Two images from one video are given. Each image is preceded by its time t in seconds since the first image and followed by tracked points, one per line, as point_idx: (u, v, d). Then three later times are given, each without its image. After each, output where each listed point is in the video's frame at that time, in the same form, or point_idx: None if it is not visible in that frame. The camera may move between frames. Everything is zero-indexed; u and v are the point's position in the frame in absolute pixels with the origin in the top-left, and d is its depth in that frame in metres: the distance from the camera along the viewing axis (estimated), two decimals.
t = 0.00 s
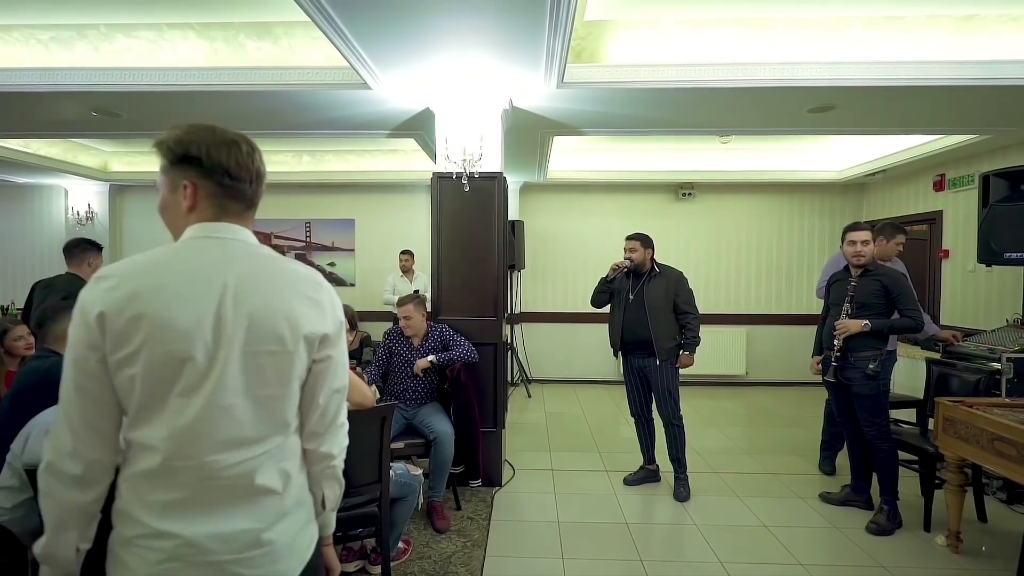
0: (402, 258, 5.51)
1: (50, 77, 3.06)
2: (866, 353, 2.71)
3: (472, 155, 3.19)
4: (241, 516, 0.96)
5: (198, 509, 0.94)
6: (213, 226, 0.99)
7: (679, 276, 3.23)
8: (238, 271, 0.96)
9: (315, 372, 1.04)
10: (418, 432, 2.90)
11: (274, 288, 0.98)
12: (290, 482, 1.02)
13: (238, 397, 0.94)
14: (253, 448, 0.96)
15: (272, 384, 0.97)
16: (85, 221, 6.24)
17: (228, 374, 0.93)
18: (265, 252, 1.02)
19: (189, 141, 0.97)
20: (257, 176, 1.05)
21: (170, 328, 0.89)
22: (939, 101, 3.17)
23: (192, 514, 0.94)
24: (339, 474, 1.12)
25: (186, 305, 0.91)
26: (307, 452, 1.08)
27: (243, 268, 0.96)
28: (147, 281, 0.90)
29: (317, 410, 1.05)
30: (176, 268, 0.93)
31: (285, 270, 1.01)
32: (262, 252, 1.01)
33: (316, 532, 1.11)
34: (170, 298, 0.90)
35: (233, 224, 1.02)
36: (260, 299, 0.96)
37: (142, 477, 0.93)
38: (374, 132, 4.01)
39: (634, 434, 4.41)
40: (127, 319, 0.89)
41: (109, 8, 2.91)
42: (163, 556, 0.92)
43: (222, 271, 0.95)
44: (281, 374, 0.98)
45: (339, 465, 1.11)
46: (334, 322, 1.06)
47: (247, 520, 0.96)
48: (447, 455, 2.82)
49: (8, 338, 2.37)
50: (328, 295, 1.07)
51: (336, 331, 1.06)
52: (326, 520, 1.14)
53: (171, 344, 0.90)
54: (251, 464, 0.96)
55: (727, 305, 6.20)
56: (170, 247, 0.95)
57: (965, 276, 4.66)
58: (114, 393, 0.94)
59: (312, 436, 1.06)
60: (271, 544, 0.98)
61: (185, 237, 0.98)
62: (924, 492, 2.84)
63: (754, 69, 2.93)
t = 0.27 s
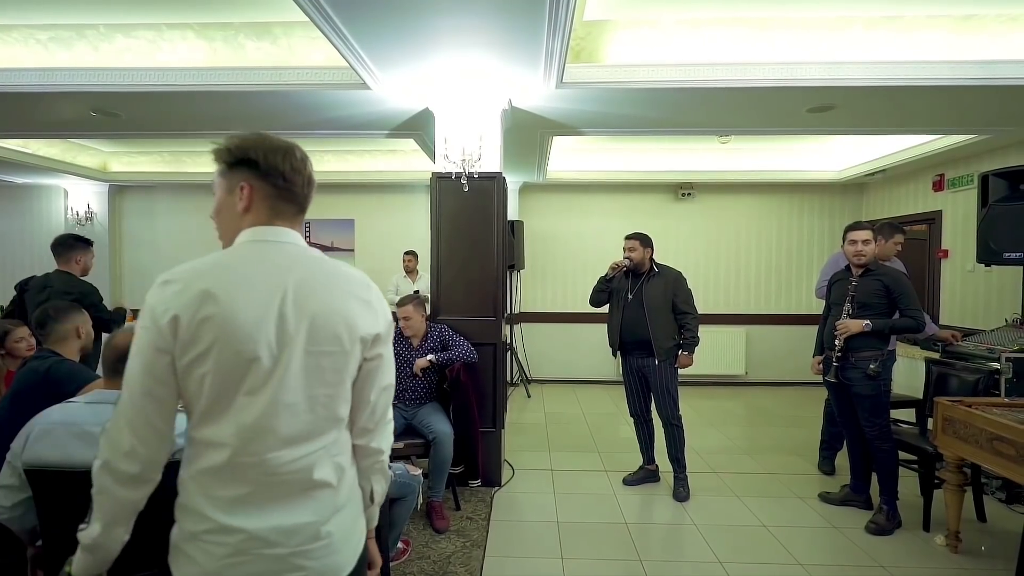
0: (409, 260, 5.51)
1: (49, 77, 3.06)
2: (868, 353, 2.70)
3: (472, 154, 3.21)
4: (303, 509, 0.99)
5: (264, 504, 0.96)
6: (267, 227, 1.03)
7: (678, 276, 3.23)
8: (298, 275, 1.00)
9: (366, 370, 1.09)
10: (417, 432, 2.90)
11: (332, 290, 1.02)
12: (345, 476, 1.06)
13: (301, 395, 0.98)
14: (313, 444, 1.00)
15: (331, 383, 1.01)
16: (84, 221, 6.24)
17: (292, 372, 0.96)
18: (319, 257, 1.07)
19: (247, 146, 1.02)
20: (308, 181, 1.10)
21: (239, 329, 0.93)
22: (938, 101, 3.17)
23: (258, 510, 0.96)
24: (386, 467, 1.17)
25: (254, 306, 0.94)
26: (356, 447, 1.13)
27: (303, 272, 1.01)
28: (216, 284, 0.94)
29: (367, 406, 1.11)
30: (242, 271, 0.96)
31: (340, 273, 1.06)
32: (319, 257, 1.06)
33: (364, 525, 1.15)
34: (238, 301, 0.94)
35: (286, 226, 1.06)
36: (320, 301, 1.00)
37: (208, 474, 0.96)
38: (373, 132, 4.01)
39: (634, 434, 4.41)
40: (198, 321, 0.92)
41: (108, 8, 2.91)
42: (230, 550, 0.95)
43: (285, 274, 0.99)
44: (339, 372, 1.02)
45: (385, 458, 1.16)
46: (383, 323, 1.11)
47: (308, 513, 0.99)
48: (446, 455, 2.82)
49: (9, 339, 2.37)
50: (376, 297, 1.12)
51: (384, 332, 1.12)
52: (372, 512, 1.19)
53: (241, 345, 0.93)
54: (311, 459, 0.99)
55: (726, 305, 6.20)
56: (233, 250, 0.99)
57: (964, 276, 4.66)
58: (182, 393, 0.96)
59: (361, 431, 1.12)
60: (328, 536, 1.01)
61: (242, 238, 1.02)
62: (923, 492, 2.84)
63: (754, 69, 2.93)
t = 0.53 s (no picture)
0: (415, 258, 5.47)
1: (48, 77, 3.06)
2: (869, 354, 2.71)
3: (471, 155, 3.21)
4: (345, 505, 1.01)
5: (307, 501, 0.98)
6: (308, 230, 1.05)
7: (677, 276, 3.23)
8: (343, 275, 1.01)
9: (403, 371, 1.11)
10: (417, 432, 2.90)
11: (374, 292, 1.04)
12: (382, 474, 1.08)
13: (345, 393, 0.99)
14: (355, 442, 1.02)
15: (373, 382, 1.03)
16: (84, 222, 6.24)
17: (337, 370, 0.98)
18: (360, 258, 1.08)
19: (279, 153, 1.03)
20: (341, 181, 1.11)
21: (288, 327, 0.94)
22: (936, 101, 3.17)
23: (302, 506, 0.98)
24: (418, 465, 1.20)
25: (303, 306, 0.96)
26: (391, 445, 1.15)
27: (347, 273, 1.02)
28: (265, 283, 0.95)
29: (404, 405, 1.13)
30: (290, 271, 0.98)
31: (379, 275, 1.08)
32: (360, 259, 1.08)
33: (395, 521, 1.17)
34: (287, 300, 0.95)
35: (325, 227, 1.07)
36: (364, 301, 1.02)
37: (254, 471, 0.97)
38: (373, 132, 4.01)
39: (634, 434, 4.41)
40: (249, 319, 0.93)
41: (107, 8, 2.91)
42: (276, 545, 0.97)
43: (330, 274, 1.00)
44: (380, 372, 1.04)
45: (418, 456, 1.18)
46: (419, 324, 1.13)
47: (350, 509, 1.01)
48: (445, 456, 2.82)
49: (11, 338, 2.37)
50: (412, 298, 1.14)
51: (421, 333, 1.13)
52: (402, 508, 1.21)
53: (289, 343, 0.94)
54: (354, 456, 1.01)
55: (726, 305, 6.20)
56: (277, 251, 1.00)
57: (963, 277, 4.66)
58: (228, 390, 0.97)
59: (397, 430, 1.14)
60: (367, 531, 1.03)
61: (284, 243, 1.03)
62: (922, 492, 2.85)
63: (753, 70, 2.93)
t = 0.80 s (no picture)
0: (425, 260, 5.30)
1: (47, 76, 3.06)
2: (872, 354, 2.71)
3: (470, 154, 3.24)
4: (351, 496, 1.02)
5: (314, 491, 0.99)
6: (322, 227, 1.06)
7: (676, 276, 3.23)
8: (354, 272, 1.03)
9: (409, 368, 1.13)
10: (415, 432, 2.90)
11: (383, 289, 1.06)
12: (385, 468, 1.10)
13: (354, 386, 1.01)
14: (361, 434, 1.03)
15: (381, 376, 1.05)
16: (83, 221, 6.24)
17: (347, 364, 1.00)
18: (370, 257, 1.10)
19: (298, 151, 1.05)
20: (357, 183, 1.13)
21: (301, 320, 0.96)
22: (935, 101, 3.18)
23: (308, 496, 0.99)
24: (419, 462, 1.21)
25: (316, 300, 0.98)
26: (394, 441, 1.16)
27: (358, 270, 1.04)
28: (278, 277, 0.97)
29: (408, 402, 1.15)
30: (304, 266, 0.99)
31: (389, 274, 1.10)
32: (370, 257, 1.10)
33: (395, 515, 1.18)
34: (301, 294, 0.97)
35: (338, 226, 1.09)
36: (374, 298, 1.04)
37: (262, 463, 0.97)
38: (372, 132, 4.01)
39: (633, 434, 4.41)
40: (263, 312, 0.95)
41: (106, 8, 2.91)
42: (281, 534, 0.97)
43: (341, 270, 1.02)
44: (388, 367, 1.06)
45: (420, 452, 1.20)
46: (425, 323, 1.15)
47: (354, 500, 1.03)
48: (444, 456, 2.81)
49: (10, 335, 2.36)
50: (418, 298, 1.16)
51: (426, 332, 1.15)
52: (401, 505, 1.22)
53: (301, 336, 0.96)
54: (360, 448, 1.03)
55: (725, 305, 6.20)
56: (290, 248, 1.02)
57: (962, 276, 4.67)
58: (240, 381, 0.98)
59: (400, 426, 1.15)
60: (370, 522, 1.05)
61: (297, 239, 1.04)
62: (921, 492, 2.85)
63: (752, 70, 2.93)
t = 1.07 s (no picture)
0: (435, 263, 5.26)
1: (47, 76, 3.06)
2: (875, 355, 2.70)
3: (469, 154, 3.23)
4: (345, 503, 1.02)
5: (308, 499, 0.99)
6: (308, 236, 1.06)
7: (675, 276, 3.23)
8: (342, 279, 1.04)
9: (401, 373, 1.13)
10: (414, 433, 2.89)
11: (372, 295, 1.06)
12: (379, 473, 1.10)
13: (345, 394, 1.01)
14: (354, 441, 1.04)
15: (371, 383, 1.05)
16: (82, 221, 6.24)
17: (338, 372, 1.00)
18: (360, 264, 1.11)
19: (286, 160, 1.06)
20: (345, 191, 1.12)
21: (290, 329, 0.96)
22: (933, 102, 3.18)
23: (302, 503, 0.99)
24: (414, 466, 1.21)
25: (304, 309, 0.98)
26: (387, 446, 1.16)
27: (346, 277, 1.05)
28: (266, 287, 0.97)
29: (400, 407, 1.15)
30: (291, 274, 1.00)
31: (377, 279, 1.10)
32: (359, 264, 1.10)
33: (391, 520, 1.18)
34: (289, 303, 0.97)
35: (325, 235, 1.09)
36: (364, 305, 1.04)
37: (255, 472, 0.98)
38: (371, 132, 4.01)
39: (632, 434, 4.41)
40: (252, 322, 0.95)
41: (105, 8, 2.91)
42: (277, 543, 0.97)
43: (329, 279, 1.02)
44: (378, 373, 1.06)
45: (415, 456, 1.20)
46: (415, 327, 1.15)
47: (349, 506, 1.03)
48: (443, 457, 2.81)
49: (9, 334, 2.37)
50: (409, 303, 1.16)
51: (417, 337, 1.15)
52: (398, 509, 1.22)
53: (291, 345, 0.96)
54: (352, 455, 1.03)
55: (724, 305, 6.21)
56: (278, 257, 1.02)
57: (961, 277, 4.67)
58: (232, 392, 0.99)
59: (393, 431, 1.15)
60: (364, 527, 1.05)
61: (284, 248, 1.05)
62: (920, 492, 2.85)
63: (750, 70, 2.93)
